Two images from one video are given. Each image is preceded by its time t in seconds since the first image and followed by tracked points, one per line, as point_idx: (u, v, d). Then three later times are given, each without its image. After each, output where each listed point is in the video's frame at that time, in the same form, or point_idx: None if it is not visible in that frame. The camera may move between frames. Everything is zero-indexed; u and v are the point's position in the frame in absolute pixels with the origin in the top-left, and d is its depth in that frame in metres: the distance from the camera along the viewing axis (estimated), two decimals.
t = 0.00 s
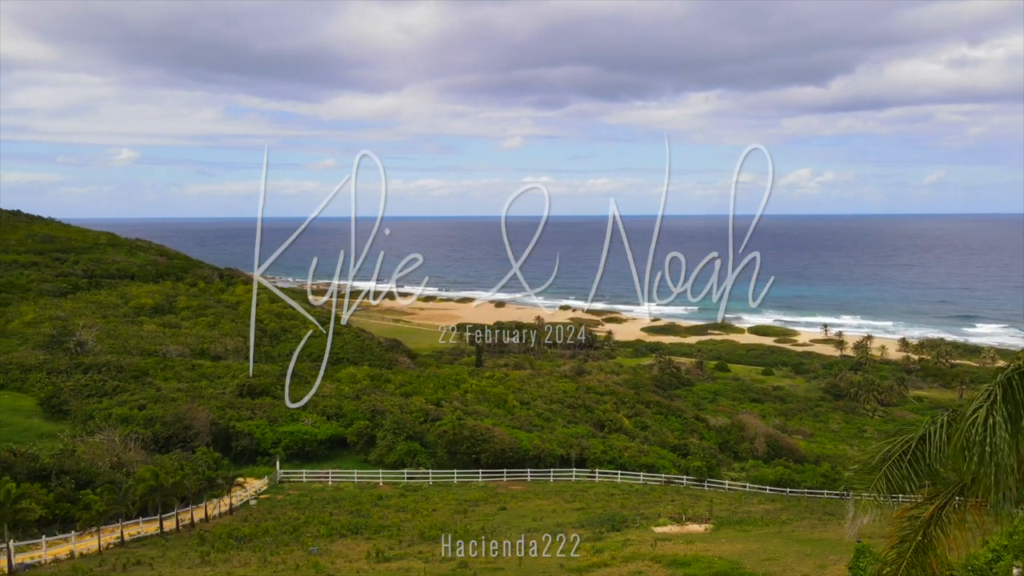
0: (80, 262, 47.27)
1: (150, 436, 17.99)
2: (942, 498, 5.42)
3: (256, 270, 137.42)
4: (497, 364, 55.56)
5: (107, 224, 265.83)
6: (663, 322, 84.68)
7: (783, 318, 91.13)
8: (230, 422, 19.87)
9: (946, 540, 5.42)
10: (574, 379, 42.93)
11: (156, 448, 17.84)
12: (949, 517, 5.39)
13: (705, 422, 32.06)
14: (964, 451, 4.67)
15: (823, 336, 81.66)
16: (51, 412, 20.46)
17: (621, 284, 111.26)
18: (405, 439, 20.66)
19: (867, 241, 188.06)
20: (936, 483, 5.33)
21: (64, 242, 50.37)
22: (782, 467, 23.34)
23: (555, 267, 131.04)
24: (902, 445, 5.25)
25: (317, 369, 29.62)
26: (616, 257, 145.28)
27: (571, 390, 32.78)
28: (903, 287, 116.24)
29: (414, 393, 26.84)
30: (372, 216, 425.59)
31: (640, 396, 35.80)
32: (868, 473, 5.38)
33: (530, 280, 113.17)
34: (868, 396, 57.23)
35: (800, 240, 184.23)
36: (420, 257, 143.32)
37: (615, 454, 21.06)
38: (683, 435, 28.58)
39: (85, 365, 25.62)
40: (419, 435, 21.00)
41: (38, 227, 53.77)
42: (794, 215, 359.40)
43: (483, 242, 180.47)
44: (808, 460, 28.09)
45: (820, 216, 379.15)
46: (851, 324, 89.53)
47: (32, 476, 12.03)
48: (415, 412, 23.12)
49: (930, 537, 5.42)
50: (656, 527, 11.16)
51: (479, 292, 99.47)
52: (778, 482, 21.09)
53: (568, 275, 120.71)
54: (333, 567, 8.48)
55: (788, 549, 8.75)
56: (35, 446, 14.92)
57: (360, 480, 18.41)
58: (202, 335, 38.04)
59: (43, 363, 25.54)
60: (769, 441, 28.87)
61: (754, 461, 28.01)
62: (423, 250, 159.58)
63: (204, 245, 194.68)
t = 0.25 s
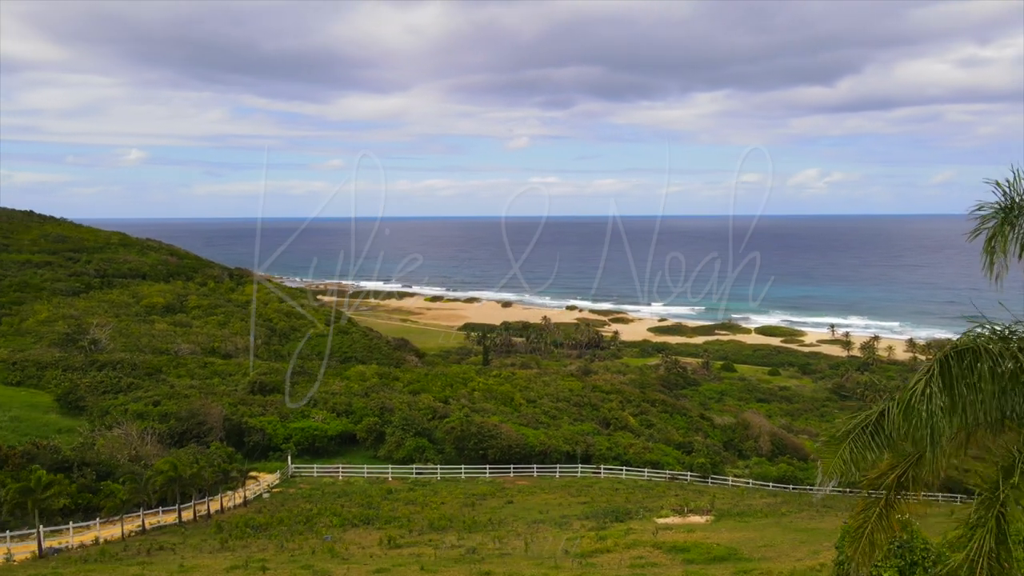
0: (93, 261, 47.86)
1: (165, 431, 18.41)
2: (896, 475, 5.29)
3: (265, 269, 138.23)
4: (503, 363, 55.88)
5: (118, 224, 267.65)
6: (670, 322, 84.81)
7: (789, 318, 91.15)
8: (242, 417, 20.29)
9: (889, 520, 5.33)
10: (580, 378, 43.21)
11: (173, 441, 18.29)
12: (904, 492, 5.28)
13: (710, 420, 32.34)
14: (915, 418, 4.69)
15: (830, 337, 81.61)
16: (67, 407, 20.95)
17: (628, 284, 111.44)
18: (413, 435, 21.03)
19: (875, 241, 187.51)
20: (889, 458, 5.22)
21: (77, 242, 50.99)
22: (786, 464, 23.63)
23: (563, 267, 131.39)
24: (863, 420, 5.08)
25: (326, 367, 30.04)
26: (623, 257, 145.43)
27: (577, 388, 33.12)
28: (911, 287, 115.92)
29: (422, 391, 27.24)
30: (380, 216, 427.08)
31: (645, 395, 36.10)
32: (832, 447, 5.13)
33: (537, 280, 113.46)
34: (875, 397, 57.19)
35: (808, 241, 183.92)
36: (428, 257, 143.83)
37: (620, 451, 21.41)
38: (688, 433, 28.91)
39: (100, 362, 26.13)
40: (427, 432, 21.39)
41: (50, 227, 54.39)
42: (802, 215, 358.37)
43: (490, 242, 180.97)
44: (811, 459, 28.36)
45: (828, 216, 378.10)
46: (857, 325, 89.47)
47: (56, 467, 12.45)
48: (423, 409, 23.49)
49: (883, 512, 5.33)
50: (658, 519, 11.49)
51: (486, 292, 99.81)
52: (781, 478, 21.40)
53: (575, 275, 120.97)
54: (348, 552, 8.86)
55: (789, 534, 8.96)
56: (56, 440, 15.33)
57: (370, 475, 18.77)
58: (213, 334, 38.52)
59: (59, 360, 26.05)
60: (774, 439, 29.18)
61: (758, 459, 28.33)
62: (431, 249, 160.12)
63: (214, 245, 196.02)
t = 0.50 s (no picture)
0: (104, 260, 48.42)
1: (180, 426, 18.80)
2: (868, 451, 5.49)
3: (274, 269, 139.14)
4: (509, 362, 56.12)
5: (128, 224, 269.53)
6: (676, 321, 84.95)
7: (796, 318, 91.02)
8: (253, 413, 20.69)
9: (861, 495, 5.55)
10: (586, 377, 43.37)
11: (187, 436, 18.68)
12: (872, 468, 5.45)
13: (715, 419, 32.51)
14: (871, 391, 5.03)
15: (836, 337, 81.41)
16: (82, 404, 21.32)
17: (635, 284, 111.57)
18: (420, 431, 21.37)
19: (884, 241, 186.65)
20: (860, 435, 5.47)
21: (88, 242, 51.59)
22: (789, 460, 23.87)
23: (569, 267, 131.68)
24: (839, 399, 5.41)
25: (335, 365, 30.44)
26: (630, 257, 145.53)
27: (583, 386, 33.40)
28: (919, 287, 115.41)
29: (430, 388, 27.63)
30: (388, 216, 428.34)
31: (651, 394, 36.33)
32: (808, 423, 5.48)
33: (544, 280, 113.74)
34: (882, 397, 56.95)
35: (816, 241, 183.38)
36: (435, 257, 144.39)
37: (624, 448, 21.72)
38: (693, 430, 29.16)
39: (114, 360, 26.62)
40: (435, 428, 21.74)
41: (62, 226, 55.01)
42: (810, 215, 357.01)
43: (497, 242, 181.39)
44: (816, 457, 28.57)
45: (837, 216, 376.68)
46: (864, 325, 89.24)
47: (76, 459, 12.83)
48: (430, 406, 23.83)
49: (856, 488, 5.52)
50: (662, 511, 11.84)
51: (493, 292, 100.17)
52: (784, 475, 21.63)
53: (582, 275, 121.20)
54: (362, 538, 9.22)
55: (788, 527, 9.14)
56: (74, 433, 15.73)
57: (379, 470, 19.12)
58: (222, 332, 38.97)
59: (73, 357, 26.55)
60: (779, 438, 29.44)
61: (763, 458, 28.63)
62: (438, 250, 160.67)
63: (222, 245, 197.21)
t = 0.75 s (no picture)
0: (115, 260, 48.95)
1: (194, 421, 19.24)
2: (845, 430, 5.88)
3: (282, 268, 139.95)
4: (515, 361, 56.37)
5: (138, 224, 271.20)
6: (682, 321, 85.06)
7: (802, 318, 90.86)
8: (265, 410, 21.14)
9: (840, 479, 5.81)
10: (593, 376, 43.58)
11: (200, 430, 19.09)
12: (851, 446, 5.83)
13: (721, 417, 32.68)
14: (847, 376, 5.55)
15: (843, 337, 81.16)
16: (96, 399, 21.65)
17: (641, 284, 111.69)
18: (428, 427, 21.74)
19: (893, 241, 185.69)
20: (838, 416, 5.87)
21: (99, 241, 52.14)
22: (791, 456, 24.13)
23: (575, 267, 131.87)
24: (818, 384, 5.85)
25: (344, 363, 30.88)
26: (637, 257, 145.62)
27: (589, 385, 33.70)
28: (927, 287, 114.88)
29: (437, 386, 28.02)
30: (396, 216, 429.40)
31: (657, 393, 36.58)
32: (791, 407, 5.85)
33: (551, 280, 114.02)
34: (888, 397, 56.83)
35: (824, 241, 182.66)
36: (442, 257, 144.86)
37: (628, 444, 22.03)
38: (698, 428, 29.44)
39: (127, 357, 27.12)
40: (443, 424, 22.10)
41: (72, 226, 55.59)
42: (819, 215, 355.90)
43: (504, 242, 181.67)
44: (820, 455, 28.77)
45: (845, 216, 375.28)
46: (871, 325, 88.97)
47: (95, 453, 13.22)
48: (436, 403, 24.14)
49: (832, 474, 5.80)
50: (664, 502, 12.24)
51: (499, 292, 100.51)
52: (787, 472, 21.83)
53: (589, 275, 121.41)
54: (375, 525, 9.65)
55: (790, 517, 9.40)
56: (94, 427, 16.18)
57: (388, 465, 19.46)
58: (232, 330, 39.42)
59: (87, 355, 27.00)
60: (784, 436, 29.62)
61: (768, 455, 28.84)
62: (446, 250, 161.08)
63: (229, 245, 198.04)
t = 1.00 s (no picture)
0: (125, 259, 49.46)
1: (206, 417, 19.59)
2: (828, 414, 6.26)
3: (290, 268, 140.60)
4: (521, 360, 56.64)
5: (146, 224, 272.52)
6: (688, 321, 85.13)
7: (808, 318, 90.79)
8: (275, 406, 21.49)
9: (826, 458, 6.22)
10: (599, 375, 43.77)
11: (212, 425, 19.46)
12: (833, 430, 6.20)
13: (726, 415, 32.87)
14: (824, 361, 5.92)
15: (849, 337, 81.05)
16: (109, 396, 22.01)
17: (647, 283, 111.80)
18: (434, 424, 22.05)
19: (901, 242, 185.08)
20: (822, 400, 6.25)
21: (109, 241, 52.66)
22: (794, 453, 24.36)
23: (581, 267, 132.07)
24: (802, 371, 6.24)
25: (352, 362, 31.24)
26: (643, 257, 145.70)
27: (594, 383, 33.97)
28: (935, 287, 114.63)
29: (444, 384, 28.37)
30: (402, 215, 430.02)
31: (662, 392, 36.80)
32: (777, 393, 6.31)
33: (557, 280, 114.25)
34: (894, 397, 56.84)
35: (831, 241, 182.26)
36: (449, 257, 145.20)
37: (633, 442, 22.31)
38: (702, 426, 29.69)
39: (138, 355, 27.54)
40: (450, 421, 22.41)
41: (83, 226, 56.14)
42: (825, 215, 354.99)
43: (510, 242, 181.97)
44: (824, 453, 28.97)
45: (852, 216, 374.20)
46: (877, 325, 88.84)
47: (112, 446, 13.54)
48: (443, 400, 24.46)
49: (819, 447, 6.25)
50: (667, 495, 12.53)
51: (505, 291, 100.77)
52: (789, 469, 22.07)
53: (595, 275, 121.58)
54: (384, 515, 9.98)
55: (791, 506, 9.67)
56: (110, 421, 16.56)
57: (396, 461, 19.81)
58: (241, 329, 39.83)
59: (99, 352, 27.42)
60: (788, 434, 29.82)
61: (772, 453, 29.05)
62: (452, 250, 161.45)
63: (237, 244, 198.92)
